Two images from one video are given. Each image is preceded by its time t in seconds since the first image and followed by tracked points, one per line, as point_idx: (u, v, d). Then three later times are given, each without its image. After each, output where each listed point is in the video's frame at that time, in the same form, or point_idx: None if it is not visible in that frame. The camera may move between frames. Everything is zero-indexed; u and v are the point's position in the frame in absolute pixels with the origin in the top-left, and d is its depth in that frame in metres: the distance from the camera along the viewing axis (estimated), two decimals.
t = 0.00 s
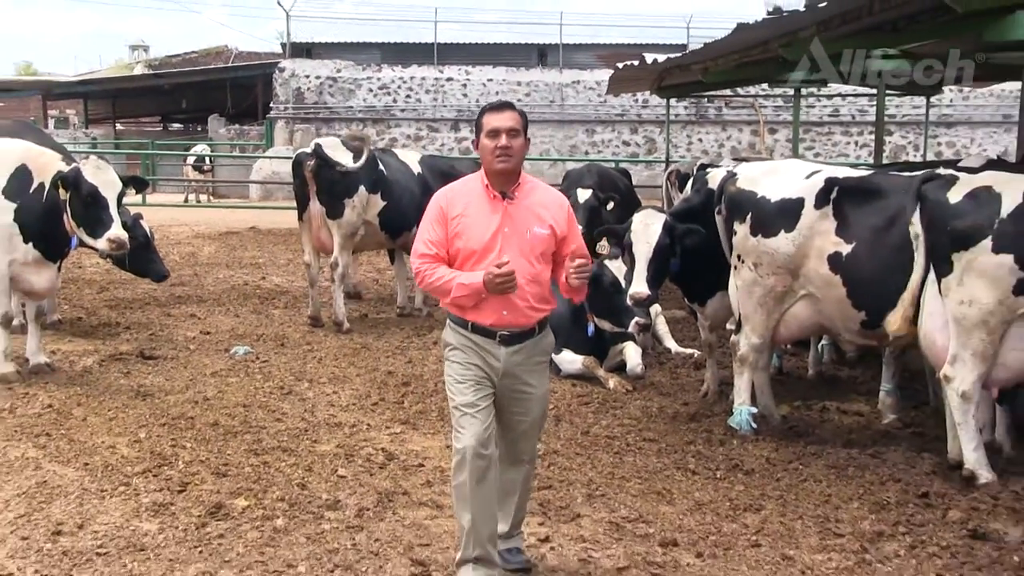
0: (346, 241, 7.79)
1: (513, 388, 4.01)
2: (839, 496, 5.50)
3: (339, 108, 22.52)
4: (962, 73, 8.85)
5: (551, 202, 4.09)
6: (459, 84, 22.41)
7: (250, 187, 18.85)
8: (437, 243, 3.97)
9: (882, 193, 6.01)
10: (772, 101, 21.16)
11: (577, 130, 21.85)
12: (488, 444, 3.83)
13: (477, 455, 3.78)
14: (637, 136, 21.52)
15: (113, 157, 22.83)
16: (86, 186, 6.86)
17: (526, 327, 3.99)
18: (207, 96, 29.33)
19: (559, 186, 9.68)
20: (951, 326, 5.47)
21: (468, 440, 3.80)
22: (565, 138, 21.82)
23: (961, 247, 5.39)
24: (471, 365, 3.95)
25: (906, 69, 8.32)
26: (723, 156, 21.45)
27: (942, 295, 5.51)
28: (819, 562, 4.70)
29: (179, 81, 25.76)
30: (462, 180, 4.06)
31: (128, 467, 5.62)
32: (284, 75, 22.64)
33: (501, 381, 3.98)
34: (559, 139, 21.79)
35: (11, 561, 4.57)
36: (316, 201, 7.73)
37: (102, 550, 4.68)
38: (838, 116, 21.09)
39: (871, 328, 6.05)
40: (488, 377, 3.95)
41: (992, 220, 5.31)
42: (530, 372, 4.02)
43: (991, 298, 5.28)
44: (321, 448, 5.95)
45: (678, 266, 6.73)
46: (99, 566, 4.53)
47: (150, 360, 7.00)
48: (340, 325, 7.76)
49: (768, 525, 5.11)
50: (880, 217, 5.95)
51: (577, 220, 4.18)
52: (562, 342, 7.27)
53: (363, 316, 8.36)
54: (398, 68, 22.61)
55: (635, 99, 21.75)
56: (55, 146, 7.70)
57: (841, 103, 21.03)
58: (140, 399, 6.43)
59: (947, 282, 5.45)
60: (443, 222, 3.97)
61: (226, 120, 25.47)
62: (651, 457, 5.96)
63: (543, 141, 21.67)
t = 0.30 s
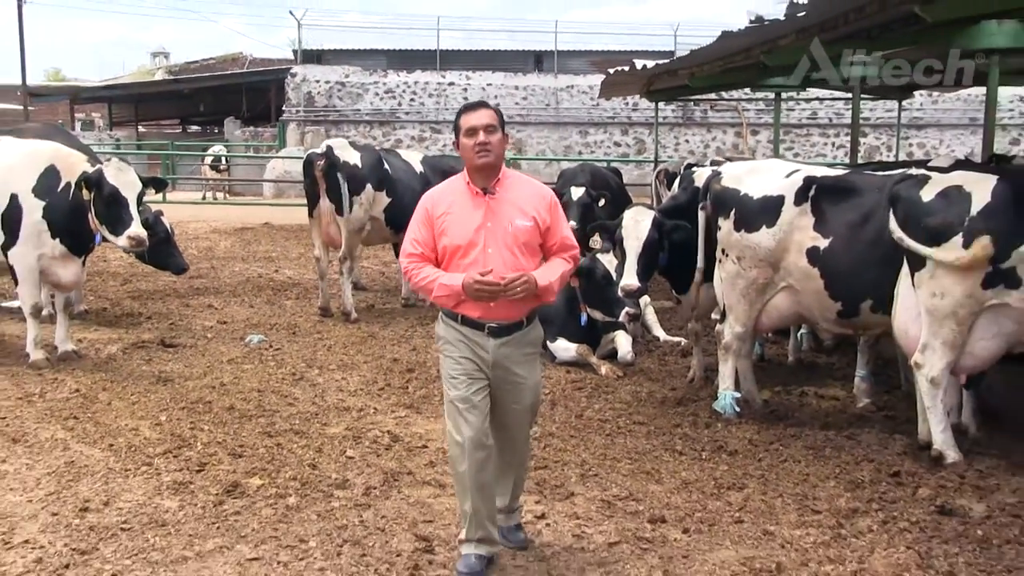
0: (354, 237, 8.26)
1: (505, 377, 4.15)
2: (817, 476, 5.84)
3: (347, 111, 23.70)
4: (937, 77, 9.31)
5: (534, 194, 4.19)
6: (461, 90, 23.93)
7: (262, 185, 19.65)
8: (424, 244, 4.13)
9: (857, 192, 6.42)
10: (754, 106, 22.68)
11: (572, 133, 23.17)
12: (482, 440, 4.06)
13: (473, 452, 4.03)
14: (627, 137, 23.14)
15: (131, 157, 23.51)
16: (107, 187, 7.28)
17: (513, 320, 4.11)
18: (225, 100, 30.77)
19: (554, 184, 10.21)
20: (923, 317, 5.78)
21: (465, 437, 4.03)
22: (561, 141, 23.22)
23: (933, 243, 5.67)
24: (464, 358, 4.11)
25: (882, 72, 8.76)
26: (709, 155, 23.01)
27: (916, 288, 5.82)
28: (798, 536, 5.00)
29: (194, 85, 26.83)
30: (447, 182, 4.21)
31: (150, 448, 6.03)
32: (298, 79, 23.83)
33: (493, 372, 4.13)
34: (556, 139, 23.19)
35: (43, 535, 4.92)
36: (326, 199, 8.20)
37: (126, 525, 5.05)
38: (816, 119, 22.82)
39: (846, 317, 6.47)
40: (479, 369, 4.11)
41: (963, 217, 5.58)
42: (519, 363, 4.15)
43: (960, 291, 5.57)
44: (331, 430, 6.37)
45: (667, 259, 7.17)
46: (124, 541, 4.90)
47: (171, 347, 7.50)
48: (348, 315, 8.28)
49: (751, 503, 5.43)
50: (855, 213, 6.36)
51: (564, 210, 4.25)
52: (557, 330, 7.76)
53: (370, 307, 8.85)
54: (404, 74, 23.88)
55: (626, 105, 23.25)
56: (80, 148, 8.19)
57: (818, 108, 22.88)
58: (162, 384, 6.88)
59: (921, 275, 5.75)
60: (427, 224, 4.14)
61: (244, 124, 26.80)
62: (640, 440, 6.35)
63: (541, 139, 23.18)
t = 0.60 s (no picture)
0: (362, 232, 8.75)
1: (496, 362, 4.28)
2: (799, 457, 6.06)
3: (356, 114, 24.17)
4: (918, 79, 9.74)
5: (523, 188, 4.31)
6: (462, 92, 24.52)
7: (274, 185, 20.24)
8: (415, 235, 4.30)
9: (838, 189, 6.77)
10: (740, 110, 23.40)
11: (568, 134, 23.77)
12: (469, 429, 4.36)
13: (459, 440, 4.35)
14: (621, 138, 23.76)
15: (148, 160, 24.17)
16: (124, 183, 7.63)
17: (500, 308, 4.25)
18: (239, 103, 31.58)
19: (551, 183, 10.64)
20: (901, 309, 6.04)
21: (453, 426, 4.36)
22: (558, 140, 23.80)
23: (911, 239, 5.91)
24: (454, 347, 4.30)
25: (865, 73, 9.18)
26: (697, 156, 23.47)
27: (894, 282, 6.08)
28: (781, 514, 5.16)
29: (203, 88, 27.45)
30: (440, 175, 4.36)
31: (170, 431, 6.26)
32: (308, 82, 24.40)
33: (483, 357, 4.29)
34: (553, 141, 23.78)
35: (71, 513, 5.00)
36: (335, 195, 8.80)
37: (149, 504, 5.13)
38: (798, 121, 23.43)
39: (827, 307, 6.82)
40: (469, 355, 4.30)
41: (938, 215, 5.82)
42: (509, 346, 4.25)
43: (936, 285, 5.82)
44: (340, 414, 6.70)
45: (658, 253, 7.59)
46: (146, 518, 4.98)
47: (190, 336, 8.08)
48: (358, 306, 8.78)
49: (737, 483, 5.63)
50: (834, 210, 6.71)
51: (551, 203, 4.37)
52: (554, 320, 8.23)
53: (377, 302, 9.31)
54: (409, 78, 24.50)
55: (622, 107, 23.86)
56: (106, 148, 8.73)
57: (800, 110, 23.52)
58: (182, 371, 7.33)
59: (899, 270, 6.00)
60: (419, 216, 4.29)
61: (255, 127, 27.53)
62: (632, 423, 6.71)
63: (540, 139, 23.78)
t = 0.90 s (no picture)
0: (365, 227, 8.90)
1: (492, 353, 4.19)
2: (795, 447, 6.16)
3: (358, 109, 24.41)
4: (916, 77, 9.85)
5: (518, 183, 4.24)
6: (461, 88, 24.67)
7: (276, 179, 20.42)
8: (410, 232, 4.26)
9: (835, 183, 6.86)
10: (737, 105, 23.50)
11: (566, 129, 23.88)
12: (464, 423, 4.35)
13: (455, 433, 4.34)
14: (618, 134, 23.89)
15: (151, 153, 24.33)
16: (124, 177, 7.73)
17: (496, 301, 4.17)
18: (240, 98, 31.72)
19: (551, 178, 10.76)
20: (896, 303, 6.13)
21: (450, 418, 4.36)
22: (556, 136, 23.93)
23: (909, 234, 5.98)
24: (450, 341, 4.24)
25: (862, 71, 9.29)
26: (694, 150, 23.57)
27: (890, 276, 6.17)
28: (777, 504, 5.26)
29: (205, 83, 27.61)
30: (435, 170, 4.30)
31: (175, 422, 6.34)
32: (310, 79, 24.62)
33: (480, 349, 4.21)
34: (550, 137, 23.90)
35: (77, 503, 5.07)
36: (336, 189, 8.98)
37: (153, 494, 5.20)
38: (795, 116, 23.56)
39: (823, 300, 6.89)
40: (466, 347, 4.23)
41: (936, 210, 5.89)
42: (505, 335, 4.15)
43: (932, 280, 5.91)
44: (343, 406, 6.77)
45: (656, 248, 7.77)
46: (151, 508, 5.04)
47: (194, 328, 8.20)
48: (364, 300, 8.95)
49: (734, 473, 5.73)
50: (831, 204, 6.80)
51: (547, 198, 4.29)
52: (554, 313, 8.33)
53: (379, 296, 9.42)
54: (410, 74, 24.65)
55: (619, 102, 23.99)
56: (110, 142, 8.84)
57: (796, 106, 23.60)
58: (187, 362, 7.43)
59: (896, 264, 6.08)
60: (414, 213, 4.25)
61: (258, 122, 27.69)
62: (631, 414, 6.80)
63: (538, 135, 23.92)
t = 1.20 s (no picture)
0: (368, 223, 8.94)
1: (491, 353, 4.16)
2: (792, 442, 6.17)
3: (356, 104, 24.41)
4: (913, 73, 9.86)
5: (518, 180, 4.23)
6: (459, 83, 24.66)
7: (275, 174, 20.40)
8: (409, 230, 4.25)
9: (831, 179, 6.87)
10: (735, 100, 23.48)
11: (564, 124, 23.86)
12: (461, 420, 4.34)
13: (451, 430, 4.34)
14: (616, 129, 23.87)
15: (149, 148, 24.27)
16: (121, 173, 7.75)
17: (495, 300, 4.13)
18: (238, 94, 31.70)
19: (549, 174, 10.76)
20: (895, 300, 6.13)
21: (447, 416, 4.34)
22: (555, 131, 23.92)
23: (909, 231, 5.98)
24: (448, 340, 4.21)
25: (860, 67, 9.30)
26: (692, 145, 23.57)
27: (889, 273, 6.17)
28: (775, 498, 5.27)
29: (203, 78, 27.57)
30: (436, 168, 4.30)
31: (172, 418, 6.33)
32: (308, 74, 24.64)
33: (479, 349, 4.18)
34: (549, 132, 23.89)
35: (74, 499, 5.06)
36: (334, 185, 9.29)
37: (150, 490, 5.20)
38: (793, 111, 23.55)
39: (821, 295, 6.90)
40: (465, 347, 4.20)
41: (936, 207, 5.89)
42: (505, 336, 4.12)
43: (932, 276, 5.92)
44: (340, 401, 6.76)
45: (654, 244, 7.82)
46: (149, 504, 5.04)
47: (191, 324, 8.20)
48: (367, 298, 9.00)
49: (732, 468, 5.73)
50: (828, 199, 6.80)
51: (547, 195, 4.27)
52: (551, 309, 8.35)
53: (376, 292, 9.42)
54: (408, 69, 24.63)
55: (617, 97, 23.98)
56: (108, 138, 8.82)
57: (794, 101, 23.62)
58: (185, 358, 7.43)
59: (895, 262, 6.08)
60: (414, 211, 4.25)
61: (256, 117, 27.67)
62: (629, 409, 6.81)
63: (536, 130, 23.91)
